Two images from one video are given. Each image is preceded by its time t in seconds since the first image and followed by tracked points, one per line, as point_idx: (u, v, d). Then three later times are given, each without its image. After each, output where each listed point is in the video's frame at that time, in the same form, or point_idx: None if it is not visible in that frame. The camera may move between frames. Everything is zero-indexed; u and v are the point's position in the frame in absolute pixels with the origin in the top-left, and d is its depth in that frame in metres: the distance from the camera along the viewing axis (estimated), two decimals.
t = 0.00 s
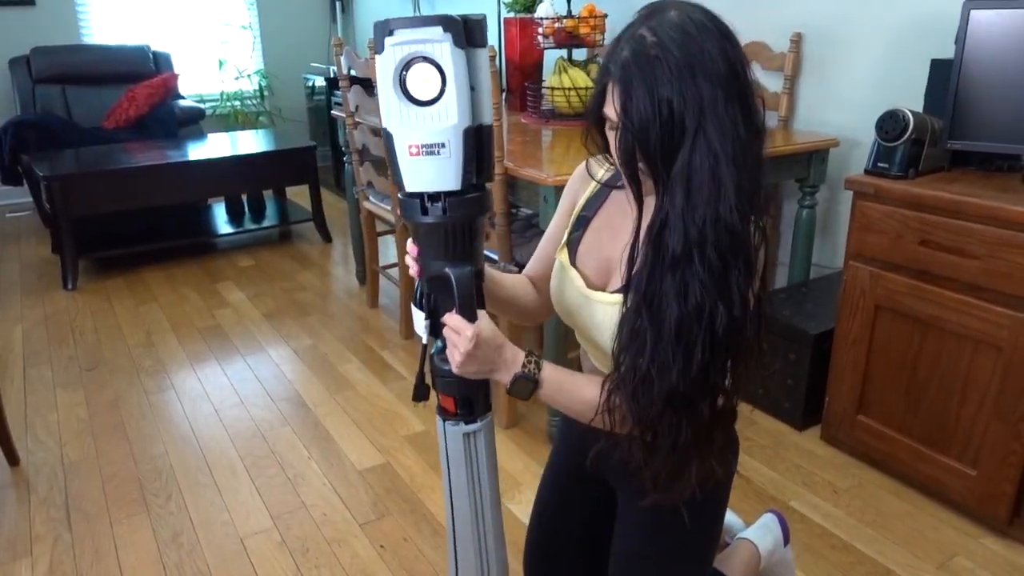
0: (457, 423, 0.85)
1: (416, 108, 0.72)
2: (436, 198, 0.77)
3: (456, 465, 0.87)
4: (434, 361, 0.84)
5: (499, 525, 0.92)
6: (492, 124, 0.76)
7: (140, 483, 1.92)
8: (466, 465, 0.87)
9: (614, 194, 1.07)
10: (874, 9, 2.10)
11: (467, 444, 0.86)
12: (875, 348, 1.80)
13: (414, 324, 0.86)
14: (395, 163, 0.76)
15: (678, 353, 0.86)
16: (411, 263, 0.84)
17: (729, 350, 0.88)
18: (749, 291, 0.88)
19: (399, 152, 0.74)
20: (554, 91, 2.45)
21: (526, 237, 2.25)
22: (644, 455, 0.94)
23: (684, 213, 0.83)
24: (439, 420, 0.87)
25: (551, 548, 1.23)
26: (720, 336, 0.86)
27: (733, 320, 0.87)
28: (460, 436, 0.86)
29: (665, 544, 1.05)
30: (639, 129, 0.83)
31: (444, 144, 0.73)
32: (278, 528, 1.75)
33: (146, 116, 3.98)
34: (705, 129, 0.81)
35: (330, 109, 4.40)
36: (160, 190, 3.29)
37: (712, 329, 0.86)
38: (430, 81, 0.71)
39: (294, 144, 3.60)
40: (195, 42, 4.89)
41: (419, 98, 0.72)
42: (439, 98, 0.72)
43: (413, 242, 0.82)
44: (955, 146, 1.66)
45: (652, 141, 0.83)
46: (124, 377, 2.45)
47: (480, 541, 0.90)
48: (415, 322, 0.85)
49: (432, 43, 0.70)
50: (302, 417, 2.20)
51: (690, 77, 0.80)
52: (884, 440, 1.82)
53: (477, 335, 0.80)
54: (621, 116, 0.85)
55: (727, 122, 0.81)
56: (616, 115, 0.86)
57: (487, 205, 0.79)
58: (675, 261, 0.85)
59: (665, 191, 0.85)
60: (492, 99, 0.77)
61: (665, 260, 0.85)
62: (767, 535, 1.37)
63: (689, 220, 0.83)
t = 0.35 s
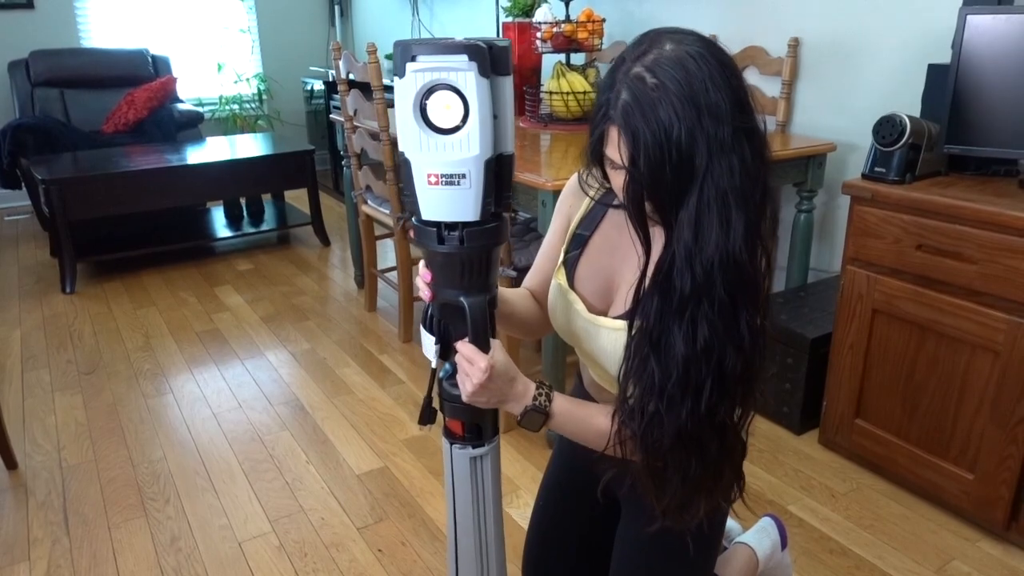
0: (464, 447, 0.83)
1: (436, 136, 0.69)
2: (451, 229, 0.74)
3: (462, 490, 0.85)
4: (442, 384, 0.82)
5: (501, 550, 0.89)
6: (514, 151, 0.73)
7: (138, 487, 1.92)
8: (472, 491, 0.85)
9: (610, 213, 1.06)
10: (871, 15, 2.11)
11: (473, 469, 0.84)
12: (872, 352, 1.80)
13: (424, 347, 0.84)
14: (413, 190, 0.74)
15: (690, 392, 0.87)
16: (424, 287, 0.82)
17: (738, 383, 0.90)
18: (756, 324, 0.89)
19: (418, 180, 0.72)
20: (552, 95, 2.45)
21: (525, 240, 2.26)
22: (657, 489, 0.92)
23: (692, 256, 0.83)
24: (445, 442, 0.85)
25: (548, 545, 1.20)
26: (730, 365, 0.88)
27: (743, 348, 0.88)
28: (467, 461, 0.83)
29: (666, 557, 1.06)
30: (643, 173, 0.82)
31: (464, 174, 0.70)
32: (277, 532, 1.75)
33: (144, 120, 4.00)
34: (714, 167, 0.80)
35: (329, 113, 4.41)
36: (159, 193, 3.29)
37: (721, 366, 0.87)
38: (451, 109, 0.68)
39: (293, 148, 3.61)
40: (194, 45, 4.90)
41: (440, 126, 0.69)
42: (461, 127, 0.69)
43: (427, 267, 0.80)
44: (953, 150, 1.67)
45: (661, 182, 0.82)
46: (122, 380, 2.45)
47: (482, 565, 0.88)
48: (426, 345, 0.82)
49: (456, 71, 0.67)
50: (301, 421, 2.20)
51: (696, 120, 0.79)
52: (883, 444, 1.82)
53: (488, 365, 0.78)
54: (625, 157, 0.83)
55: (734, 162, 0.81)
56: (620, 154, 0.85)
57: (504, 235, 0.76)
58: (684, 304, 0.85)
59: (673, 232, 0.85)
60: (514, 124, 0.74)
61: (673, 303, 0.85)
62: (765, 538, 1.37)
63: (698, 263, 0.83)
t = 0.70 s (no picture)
0: (474, 448, 0.73)
1: (463, 136, 0.63)
2: (474, 228, 0.67)
3: (469, 493, 0.76)
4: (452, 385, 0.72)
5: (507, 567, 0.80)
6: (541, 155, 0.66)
7: (135, 490, 1.91)
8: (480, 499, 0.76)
9: (612, 238, 0.99)
10: (869, 18, 2.11)
11: (483, 472, 0.75)
12: (869, 354, 1.80)
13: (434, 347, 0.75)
14: (436, 191, 0.67)
15: (734, 451, 0.83)
16: (440, 286, 0.74)
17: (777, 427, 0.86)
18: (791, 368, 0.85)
19: (441, 180, 0.65)
20: (549, 98, 2.46)
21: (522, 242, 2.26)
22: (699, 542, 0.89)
23: (727, 319, 0.77)
24: (454, 447, 0.76)
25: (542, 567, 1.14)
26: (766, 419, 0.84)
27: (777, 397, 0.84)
28: (477, 463, 0.74)
29: None
30: (668, 239, 0.75)
31: (491, 176, 0.63)
32: (274, 535, 1.75)
33: (142, 123, 4.00)
34: (745, 227, 0.74)
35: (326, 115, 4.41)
36: (156, 196, 3.28)
37: (761, 418, 0.83)
38: (480, 111, 0.62)
39: (291, 150, 3.61)
40: (192, 48, 4.90)
41: (467, 126, 0.62)
42: (489, 128, 0.62)
43: (445, 267, 0.73)
44: (949, 154, 1.66)
45: (689, 247, 0.75)
46: (119, 383, 2.45)
47: None
48: (438, 347, 0.73)
49: (488, 72, 0.60)
50: (298, 423, 2.20)
51: (723, 181, 0.72)
52: (880, 447, 1.83)
53: (500, 372, 0.71)
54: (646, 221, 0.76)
55: (762, 217, 0.75)
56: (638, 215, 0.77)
57: (526, 239, 0.69)
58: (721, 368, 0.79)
59: (702, 296, 0.78)
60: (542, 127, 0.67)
61: (709, 369, 0.80)
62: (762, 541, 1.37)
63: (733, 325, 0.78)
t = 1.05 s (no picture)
0: (471, 449, 0.73)
1: (458, 135, 0.63)
2: (470, 229, 0.67)
3: (466, 493, 0.76)
4: (447, 384, 0.72)
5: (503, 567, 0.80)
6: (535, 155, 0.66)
7: (132, 490, 1.91)
8: (476, 497, 0.76)
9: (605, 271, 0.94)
10: (867, 20, 2.11)
11: (479, 472, 0.74)
12: (868, 357, 1.80)
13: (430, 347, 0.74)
14: (432, 193, 0.67)
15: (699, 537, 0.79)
16: (436, 288, 0.74)
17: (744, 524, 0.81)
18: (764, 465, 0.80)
19: (437, 180, 0.65)
20: (548, 99, 2.46)
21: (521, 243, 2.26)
22: None
23: (705, 411, 0.73)
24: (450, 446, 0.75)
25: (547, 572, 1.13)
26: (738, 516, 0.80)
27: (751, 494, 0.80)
28: (473, 463, 0.74)
29: None
30: (651, 323, 0.71)
31: (486, 175, 0.63)
32: (272, 536, 1.74)
33: (141, 124, 4.00)
34: (730, 317, 0.70)
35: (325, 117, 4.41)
36: (155, 197, 3.28)
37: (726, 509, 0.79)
38: (474, 111, 0.62)
39: (290, 151, 3.61)
40: (191, 49, 4.90)
41: (462, 126, 0.62)
42: (484, 128, 0.62)
43: (440, 269, 0.72)
44: (947, 156, 1.66)
45: (670, 336, 0.71)
46: (116, 383, 2.45)
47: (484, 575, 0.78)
48: (435, 347, 0.73)
49: (482, 73, 0.60)
50: (296, 424, 2.20)
51: (714, 266, 0.69)
52: (879, 448, 1.82)
53: (496, 372, 0.71)
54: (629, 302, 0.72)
55: (751, 305, 0.71)
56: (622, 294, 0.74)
57: (522, 239, 0.69)
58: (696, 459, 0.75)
59: (679, 383, 0.73)
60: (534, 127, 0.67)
61: (683, 459, 0.75)
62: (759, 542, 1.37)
63: (712, 417, 0.73)
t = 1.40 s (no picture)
0: (468, 445, 0.73)
1: (454, 131, 0.62)
2: (466, 226, 0.67)
3: (464, 490, 0.76)
4: (443, 381, 0.72)
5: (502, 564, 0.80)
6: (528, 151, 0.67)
7: (131, 487, 1.91)
8: (475, 494, 0.76)
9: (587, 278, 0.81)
10: (868, 18, 2.11)
11: (477, 469, 0.75)
12: (866, 356, 1.80)
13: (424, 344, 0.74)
14: (428, 190, 0.66)
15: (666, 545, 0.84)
16: (432, 287, 0.74)
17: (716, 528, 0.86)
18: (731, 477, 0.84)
19: (433, 177, 0.65)
20: (548, 97, 2.45)
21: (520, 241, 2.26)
22: None
23: (667, 436, 0.76)
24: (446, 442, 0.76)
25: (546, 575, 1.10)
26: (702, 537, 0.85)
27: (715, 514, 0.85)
28: (471, 460, 0.74)
29: None
30: (612, 355, 0.75)
31: (483, 171, 0.64)
32: (270, 533, 1.74)
33: (140, 120, 3.97)
34: (690, 350, 0.74)
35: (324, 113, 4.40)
36: (153, 193, 3.28)
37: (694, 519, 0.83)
38: (469, 107, 0.62)
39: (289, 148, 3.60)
40: (190, 45, 4.89)
41: (458, 122, 0.62)
42: (480, 124, 0.62)
43: (436, 267, 0.72)
44: (947, 154, 1.67)
45: (632, 366, 0.74)
46: (114, 380, 2.44)
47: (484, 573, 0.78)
48: (430, 345, 0.72)
49: (477, 69, 0.61)
50: (295, 422, 2.20)
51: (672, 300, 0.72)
52: (877, 447, 1.83)
53: (493, 369, 0.71)
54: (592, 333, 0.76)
55: (711, 334, 0.74)
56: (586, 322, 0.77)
57: (517, 235, 0.69)
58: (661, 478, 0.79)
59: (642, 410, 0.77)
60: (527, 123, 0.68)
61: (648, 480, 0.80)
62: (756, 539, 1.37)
63: (675, 442, 0.77)
